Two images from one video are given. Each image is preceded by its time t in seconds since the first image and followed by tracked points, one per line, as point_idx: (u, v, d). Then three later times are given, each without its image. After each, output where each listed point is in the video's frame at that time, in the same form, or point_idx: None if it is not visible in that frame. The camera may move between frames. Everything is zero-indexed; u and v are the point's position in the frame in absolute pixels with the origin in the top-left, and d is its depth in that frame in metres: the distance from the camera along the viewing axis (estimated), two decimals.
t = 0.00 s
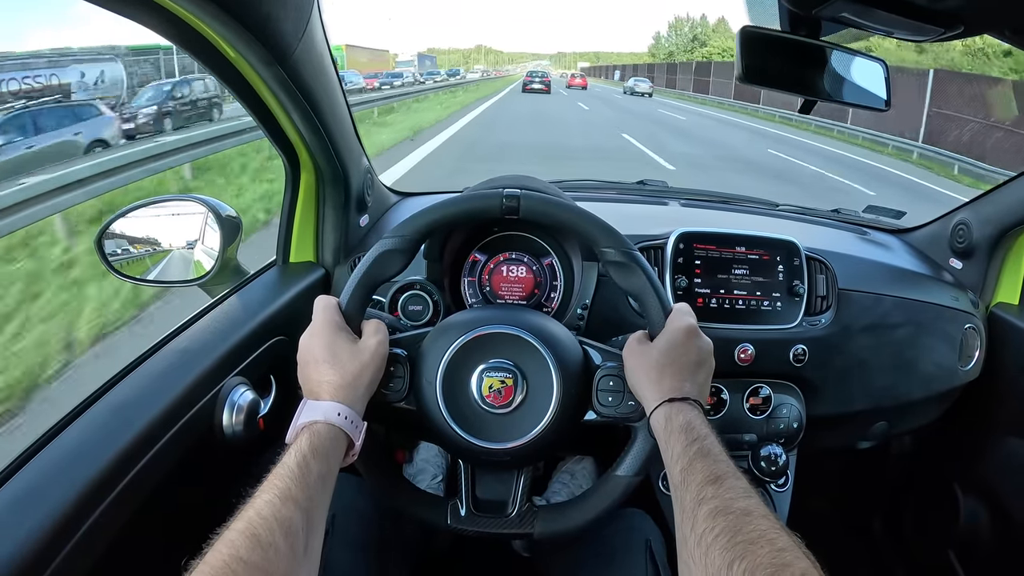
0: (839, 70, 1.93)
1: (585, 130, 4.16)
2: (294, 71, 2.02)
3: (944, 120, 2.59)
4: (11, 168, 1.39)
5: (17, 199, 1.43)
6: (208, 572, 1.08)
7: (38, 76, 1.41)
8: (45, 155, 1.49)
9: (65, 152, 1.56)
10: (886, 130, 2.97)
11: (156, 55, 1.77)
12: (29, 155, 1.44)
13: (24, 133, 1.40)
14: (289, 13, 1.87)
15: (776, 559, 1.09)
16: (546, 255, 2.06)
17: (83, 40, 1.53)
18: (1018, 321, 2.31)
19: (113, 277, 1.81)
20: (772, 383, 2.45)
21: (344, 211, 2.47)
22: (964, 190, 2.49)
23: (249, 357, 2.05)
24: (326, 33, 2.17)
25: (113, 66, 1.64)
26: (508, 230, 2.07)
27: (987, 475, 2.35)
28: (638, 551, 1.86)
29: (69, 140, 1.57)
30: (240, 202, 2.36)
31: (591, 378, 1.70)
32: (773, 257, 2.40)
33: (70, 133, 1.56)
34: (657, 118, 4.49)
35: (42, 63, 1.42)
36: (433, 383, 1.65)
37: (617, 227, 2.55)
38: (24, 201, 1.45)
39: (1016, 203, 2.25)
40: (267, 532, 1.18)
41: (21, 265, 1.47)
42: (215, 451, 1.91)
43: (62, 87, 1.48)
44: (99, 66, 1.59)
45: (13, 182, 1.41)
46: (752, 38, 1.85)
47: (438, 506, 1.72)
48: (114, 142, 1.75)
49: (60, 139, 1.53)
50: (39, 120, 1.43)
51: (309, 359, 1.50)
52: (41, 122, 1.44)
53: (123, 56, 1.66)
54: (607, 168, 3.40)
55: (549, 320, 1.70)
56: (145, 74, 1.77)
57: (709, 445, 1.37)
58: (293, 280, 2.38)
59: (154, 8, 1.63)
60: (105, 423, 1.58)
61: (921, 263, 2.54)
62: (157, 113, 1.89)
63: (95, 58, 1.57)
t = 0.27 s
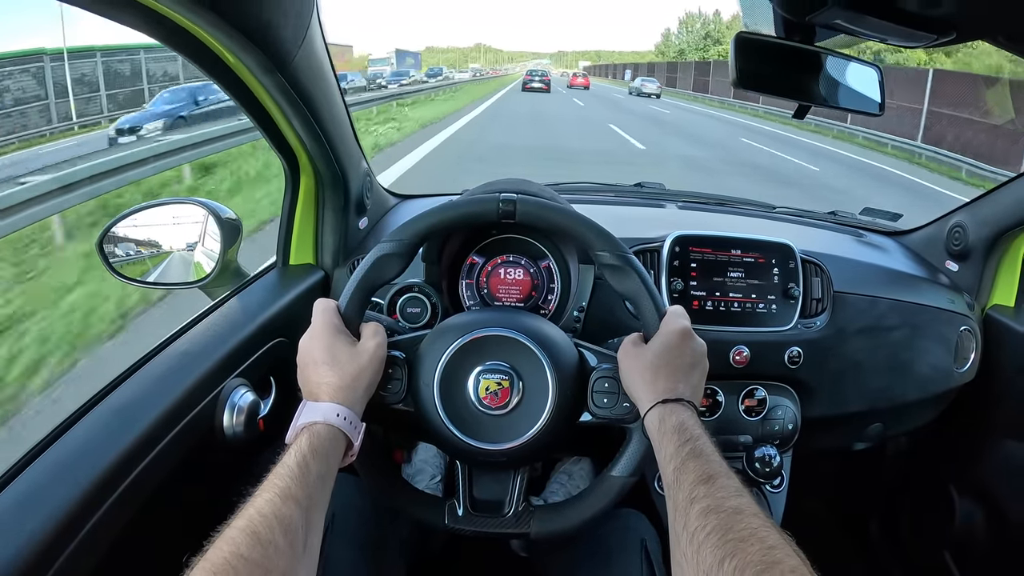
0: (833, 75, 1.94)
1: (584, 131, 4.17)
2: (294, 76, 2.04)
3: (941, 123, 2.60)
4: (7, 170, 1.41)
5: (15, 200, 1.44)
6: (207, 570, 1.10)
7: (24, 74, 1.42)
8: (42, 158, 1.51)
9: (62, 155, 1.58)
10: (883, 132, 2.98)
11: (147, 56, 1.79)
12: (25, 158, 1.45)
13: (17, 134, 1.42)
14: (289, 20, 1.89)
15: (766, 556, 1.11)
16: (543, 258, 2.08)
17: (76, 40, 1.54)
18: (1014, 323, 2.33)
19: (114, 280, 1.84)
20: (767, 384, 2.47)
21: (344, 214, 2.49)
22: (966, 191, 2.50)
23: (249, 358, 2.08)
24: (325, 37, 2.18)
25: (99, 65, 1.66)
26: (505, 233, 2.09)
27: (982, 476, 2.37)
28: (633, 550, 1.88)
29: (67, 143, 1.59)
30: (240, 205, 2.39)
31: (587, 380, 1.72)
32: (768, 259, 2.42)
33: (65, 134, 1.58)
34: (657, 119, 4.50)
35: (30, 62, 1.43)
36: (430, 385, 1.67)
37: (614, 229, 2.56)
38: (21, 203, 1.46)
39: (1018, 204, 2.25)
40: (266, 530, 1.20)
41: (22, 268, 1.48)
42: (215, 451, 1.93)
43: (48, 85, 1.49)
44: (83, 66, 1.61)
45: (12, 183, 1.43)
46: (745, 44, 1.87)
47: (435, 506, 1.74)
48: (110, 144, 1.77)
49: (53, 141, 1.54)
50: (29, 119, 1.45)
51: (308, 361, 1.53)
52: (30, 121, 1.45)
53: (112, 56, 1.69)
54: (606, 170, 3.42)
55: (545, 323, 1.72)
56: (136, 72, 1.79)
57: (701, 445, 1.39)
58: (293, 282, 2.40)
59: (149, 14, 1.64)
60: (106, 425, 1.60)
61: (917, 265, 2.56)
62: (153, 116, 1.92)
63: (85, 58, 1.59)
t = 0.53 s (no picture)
0: (835, 70, 1.94)
1: (584, 130, 4.16)
2: (292, 72, 2.03)
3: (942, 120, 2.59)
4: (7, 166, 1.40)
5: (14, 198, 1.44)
6: (204, 568, 1.08)
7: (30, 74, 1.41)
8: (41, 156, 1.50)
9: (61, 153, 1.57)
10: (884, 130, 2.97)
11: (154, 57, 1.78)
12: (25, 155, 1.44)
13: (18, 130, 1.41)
14: (286, 16, 1.87)
15: (769, 554, 1.10)
16: (542, 255, 2.08)
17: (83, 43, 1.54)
18: (1016, 321, 2.31)
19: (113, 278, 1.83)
20: (768, 382, 2.46)
21: (342, 211, 2.48)
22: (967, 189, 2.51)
23: (247, 357, 2.06)
24: (323, 34, 2.17)
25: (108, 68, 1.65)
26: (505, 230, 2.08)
27: (984, 474, 2.36)
28: (633, 549, 1.87)
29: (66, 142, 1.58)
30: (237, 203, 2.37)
31: (587, 378, 1.71)
32: (769, 256, 2.41)
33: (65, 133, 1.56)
34: (657, 117, 4.49)
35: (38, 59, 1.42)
36: (429, 382, 1.66)
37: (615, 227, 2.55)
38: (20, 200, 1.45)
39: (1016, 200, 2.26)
40: (264, 528, 1.18)
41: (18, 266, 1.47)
42: (213, 450, 1.92)
43: (58, 84, 1.49)
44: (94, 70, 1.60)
45: (12, 180, 1.42)
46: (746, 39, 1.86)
47: (435, 504, 1.73)
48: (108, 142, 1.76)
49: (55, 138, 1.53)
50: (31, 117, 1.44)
51: (306, 358, 1.51)
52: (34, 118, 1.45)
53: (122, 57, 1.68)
54: (606, 168, 3.41)
55: (545, 320, 1.71)
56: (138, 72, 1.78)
57: (703, 442, 1.38)
58: (292, 280, 2.39)
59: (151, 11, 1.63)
60: (103, 424, 1.58)
61: (918, 263, 2.54)
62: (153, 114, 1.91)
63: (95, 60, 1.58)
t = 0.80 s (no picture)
0: (838, 62, 1.92)
1: (584, 127, 4.15)
2: (290, 64, 2.01)
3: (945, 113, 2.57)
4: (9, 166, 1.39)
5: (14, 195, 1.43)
6: (202, 569, 1.07)
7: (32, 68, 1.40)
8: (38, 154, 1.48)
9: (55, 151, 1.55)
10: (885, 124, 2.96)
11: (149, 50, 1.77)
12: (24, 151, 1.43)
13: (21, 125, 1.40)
14: (285, 6, 1.85)
15: (777, 551, 1.08)
16: (544, 249, 2.05)
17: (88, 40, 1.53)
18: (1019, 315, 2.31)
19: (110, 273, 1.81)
20: (771, 377, 2.44)
21: (342, 207, 2.46)
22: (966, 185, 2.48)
23: (246, 353, 2.04)
24: (323, 27, 2.15)
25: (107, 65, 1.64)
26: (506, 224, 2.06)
27: (988, 470, 2.34)
28: (637, 546, 1.85)
29: (63, 140, 1.56)
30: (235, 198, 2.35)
31: (589, 371, 1.69)
32: (772, 250, 2.39)
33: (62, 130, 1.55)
34: (658, 114, 4.48)
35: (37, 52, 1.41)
36: (430, 377, 1.64)
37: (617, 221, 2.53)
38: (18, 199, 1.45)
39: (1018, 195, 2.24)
40: (262, 527, 1.16)
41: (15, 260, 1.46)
42: (211, 447, 1.89)
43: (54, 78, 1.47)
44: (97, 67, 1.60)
45: (12, 179, 1.41)
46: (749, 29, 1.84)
47: (436, 500, 1.71)
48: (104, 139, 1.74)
49: (53, 134, 1.52)
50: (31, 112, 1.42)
51: (305, 353, 1.49)
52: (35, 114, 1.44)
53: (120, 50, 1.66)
54: (606, 164, 3.39)
55: (548, 313, 1.69)
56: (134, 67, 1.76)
57: (709, 437, 1.36)
58: (291, 276, 2.37)
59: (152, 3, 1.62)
60: (98, 421, 1.56)
61: (921, 257, 2.53)
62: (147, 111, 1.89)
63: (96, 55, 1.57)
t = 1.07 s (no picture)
0: (840, 67, 1.94)
1: (584, 127, 4.16)
2: (295, 65, 2.02)
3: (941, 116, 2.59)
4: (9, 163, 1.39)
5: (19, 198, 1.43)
6: (211, 568, 1.07)
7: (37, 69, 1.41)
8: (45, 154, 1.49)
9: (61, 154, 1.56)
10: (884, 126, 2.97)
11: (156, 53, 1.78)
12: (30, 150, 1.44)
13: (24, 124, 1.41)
14: (291, 8, 1.86)
15: (782, 549, 1.09)
16: (546, 250, 2.06)
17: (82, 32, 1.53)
18: (1018, 317, 2.32)
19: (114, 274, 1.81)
20: (772, 378, 2.45)
21: (345, 208, 2.47)
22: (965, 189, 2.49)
23: (249, 354, 2.05)
24: (326, 29, 2.16)
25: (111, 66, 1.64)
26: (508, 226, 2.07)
27: (987, 471, 2.36)
28: (639, 546, 1.86)
29: (69, 139, 1.57)
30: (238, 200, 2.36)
31: (592, 373, 1.70)
32: (773, 253, 2.41)
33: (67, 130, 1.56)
34: (658, 116, 4.48)
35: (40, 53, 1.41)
36: (434, 378, 1.65)
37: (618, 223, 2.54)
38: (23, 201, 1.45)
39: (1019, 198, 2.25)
40: (269, 527, 1.17)
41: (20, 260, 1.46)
42: (215, 448, 1.90)
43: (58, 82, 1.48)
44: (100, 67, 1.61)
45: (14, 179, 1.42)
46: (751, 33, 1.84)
47: (440, 501, 1.72)
48: (107, 142, 1.75)
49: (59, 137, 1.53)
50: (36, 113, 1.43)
51: (310, 354, 1.50)
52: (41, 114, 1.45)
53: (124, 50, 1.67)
54: (607, 165, 3.40)
55: (551, 315, 1.70)
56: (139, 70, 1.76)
57: (712, 437, 1.37)
58: (294, 277, 2.37)
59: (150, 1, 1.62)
60: (104, 422, 1.57)
61: (921, 259, 2.54)
62: (148, 112, 1.90)
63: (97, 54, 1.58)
